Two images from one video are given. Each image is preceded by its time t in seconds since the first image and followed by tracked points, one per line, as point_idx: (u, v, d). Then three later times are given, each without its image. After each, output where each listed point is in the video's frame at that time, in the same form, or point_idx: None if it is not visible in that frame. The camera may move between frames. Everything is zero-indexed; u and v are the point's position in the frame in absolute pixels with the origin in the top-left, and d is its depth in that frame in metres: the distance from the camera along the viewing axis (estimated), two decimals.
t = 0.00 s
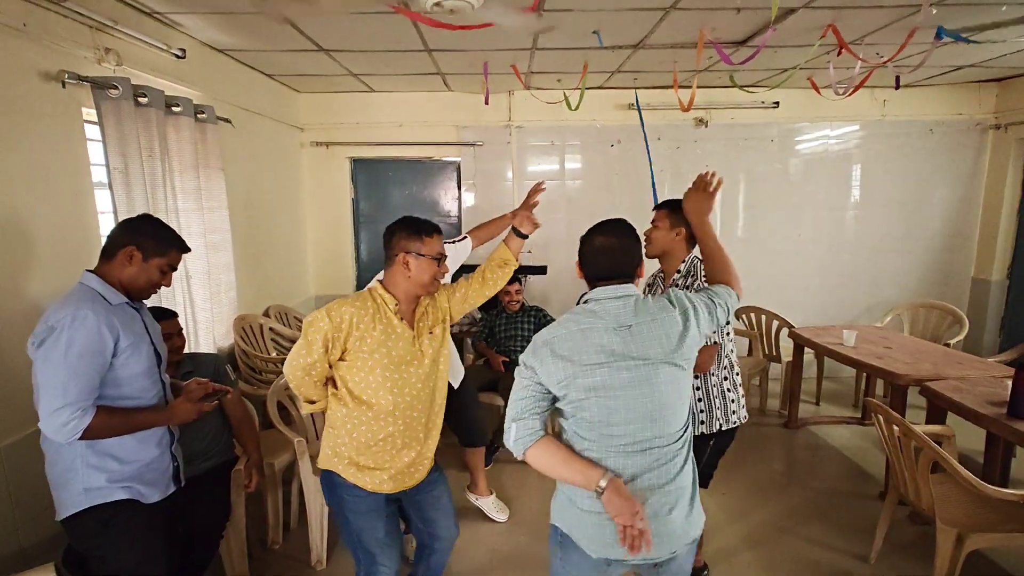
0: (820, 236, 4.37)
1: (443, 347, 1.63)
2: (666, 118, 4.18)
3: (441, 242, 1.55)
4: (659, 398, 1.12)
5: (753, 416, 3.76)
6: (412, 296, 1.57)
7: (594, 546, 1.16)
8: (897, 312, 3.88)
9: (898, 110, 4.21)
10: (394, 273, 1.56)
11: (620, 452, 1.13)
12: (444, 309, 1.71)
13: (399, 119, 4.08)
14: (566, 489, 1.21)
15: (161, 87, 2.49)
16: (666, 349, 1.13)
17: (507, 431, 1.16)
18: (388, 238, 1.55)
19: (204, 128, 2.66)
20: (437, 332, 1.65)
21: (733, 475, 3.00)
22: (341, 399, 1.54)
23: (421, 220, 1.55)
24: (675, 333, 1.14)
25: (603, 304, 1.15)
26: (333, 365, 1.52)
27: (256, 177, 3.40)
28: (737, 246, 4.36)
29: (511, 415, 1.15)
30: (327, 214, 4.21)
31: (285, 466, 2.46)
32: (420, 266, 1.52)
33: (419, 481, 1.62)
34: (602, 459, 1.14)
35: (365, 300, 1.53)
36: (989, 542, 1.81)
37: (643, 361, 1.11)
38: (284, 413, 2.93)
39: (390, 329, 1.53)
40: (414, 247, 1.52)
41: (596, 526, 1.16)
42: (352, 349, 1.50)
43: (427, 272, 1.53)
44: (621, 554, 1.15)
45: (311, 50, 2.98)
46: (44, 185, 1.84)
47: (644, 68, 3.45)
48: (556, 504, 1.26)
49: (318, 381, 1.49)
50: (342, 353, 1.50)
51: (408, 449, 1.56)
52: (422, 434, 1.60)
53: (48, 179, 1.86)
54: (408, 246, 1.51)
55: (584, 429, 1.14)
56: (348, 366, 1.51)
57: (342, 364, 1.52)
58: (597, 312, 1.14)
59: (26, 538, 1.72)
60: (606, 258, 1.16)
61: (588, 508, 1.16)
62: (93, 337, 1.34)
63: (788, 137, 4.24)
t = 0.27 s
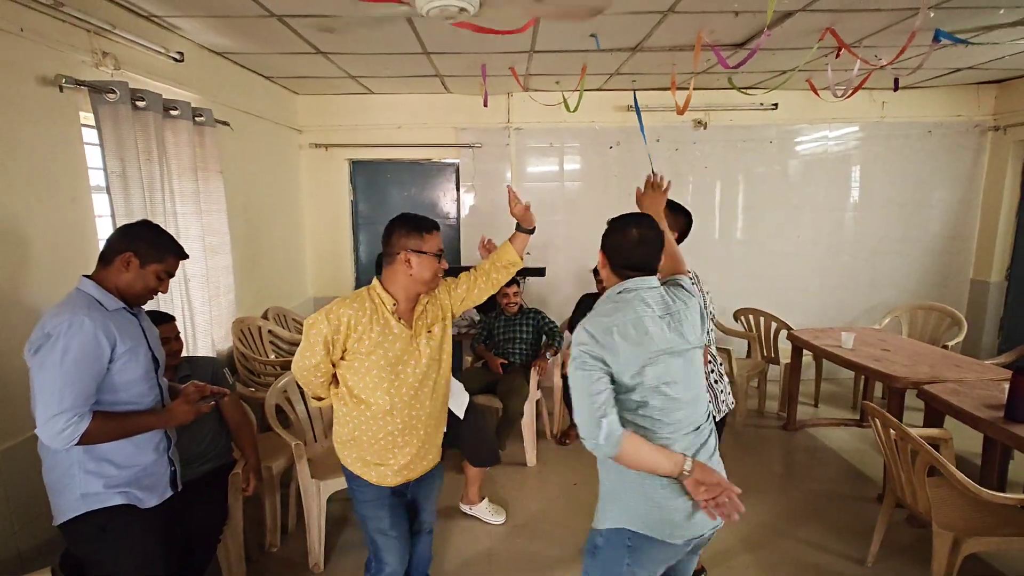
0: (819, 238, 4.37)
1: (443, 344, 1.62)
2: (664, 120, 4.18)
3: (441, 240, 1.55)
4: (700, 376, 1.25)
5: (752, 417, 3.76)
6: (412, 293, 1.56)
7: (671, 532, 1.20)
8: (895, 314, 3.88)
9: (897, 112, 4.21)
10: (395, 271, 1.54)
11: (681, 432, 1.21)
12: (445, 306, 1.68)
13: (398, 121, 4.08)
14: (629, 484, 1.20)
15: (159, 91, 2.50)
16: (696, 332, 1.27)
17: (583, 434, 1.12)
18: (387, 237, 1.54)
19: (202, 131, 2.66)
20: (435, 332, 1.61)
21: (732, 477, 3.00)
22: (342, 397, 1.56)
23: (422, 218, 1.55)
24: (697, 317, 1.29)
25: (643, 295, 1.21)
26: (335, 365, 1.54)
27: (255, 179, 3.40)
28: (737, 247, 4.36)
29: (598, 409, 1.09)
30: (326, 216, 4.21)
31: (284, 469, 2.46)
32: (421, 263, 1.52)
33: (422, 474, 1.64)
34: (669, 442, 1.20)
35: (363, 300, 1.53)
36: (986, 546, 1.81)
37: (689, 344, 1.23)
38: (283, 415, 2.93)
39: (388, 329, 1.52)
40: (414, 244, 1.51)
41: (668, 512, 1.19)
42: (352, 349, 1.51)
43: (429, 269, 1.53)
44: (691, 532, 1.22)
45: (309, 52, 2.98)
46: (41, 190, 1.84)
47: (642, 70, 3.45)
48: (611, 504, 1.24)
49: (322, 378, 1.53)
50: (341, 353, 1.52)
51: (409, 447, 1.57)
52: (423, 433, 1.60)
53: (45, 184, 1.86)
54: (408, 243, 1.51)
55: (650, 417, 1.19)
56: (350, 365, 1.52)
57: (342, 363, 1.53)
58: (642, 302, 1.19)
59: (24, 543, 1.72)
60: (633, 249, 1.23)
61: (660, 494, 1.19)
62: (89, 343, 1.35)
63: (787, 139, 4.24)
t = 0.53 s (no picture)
0: (818, 238, 4.37)
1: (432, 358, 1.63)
2: (663, 121, 4.19)
3: (432, 254, 1.55)
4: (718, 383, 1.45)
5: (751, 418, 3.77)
6: (403, 309, 1.56)
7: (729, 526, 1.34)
8: (894, 315, 3.88)
9: (896, 112, 4.21)
10: (386, 287, 1.55)
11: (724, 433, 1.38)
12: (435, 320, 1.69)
13: (397, 122, 4.09)
14: (688, 482, 1.30)
15: (158, 94, 2.50)
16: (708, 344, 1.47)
17: (694, 446, 1.21)
18: (378, 252, 1.54)
19: (201, 134, 2.67)
20: (427, 346, 1.63)
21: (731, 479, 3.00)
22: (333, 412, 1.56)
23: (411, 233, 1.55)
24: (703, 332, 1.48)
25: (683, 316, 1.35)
26: (326, 382, 1.54)
27: (254, 181, 3.41)
28: (736, 248, 4.36)
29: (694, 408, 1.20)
30: (325, 217, 4.22)
31: (282, 470, 2.47)
32: (412, 280, 1.52)
33: (411, 483, 1.65)
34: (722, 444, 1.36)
35: (355, 318, 1.54)
36: (982, 548, 1.81)
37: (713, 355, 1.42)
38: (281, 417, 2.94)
39: (380, 346, 1.53)
40: (405, 261, 1.51)
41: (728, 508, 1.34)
42: (344, 366, 1.52)
43: (420, 286, 1.54)
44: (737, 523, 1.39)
45: (307, 55, 2.98)
46: (39, 195, 1.85)
47: (640, 71, 3.45)
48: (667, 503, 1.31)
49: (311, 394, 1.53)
50: (333, 371, 1.52)
51: (400, 460, 1.58)
52: (413, 446, 1.62)
53: (44, 188, 1.87)
54: (399, 260, 1.51)
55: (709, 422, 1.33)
56: (343, 382, 1.52)
57: (334, 380, 1.53)
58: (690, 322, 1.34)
59: (23, 544, 1.73)
60: (664, 261, 1.36)
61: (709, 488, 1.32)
62: (86, 347, 1.36)
63: (787, 140, 4.24)
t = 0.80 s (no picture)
0: (819, 238, 4.34)
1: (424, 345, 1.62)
2: (664, 121, 4.17)
3: (420, 241, 1.56)
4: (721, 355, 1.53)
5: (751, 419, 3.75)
6: (393, 294, 1.56)
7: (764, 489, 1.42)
8: (896, 315, 3.85)
9: (898, 111, 4.18)
10: (374, 275, 1.55)
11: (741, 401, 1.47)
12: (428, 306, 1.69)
13: (396, 123, 4.09)
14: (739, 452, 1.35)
15: (155, 96, 2.51)
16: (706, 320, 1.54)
17: (762, 418, 1.24)
18: (367, 241, 1.55)
19: (199, 135, 2.68)
20: (420, 332, 1.63)
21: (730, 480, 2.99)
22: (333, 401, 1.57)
23: (399, 222, 1.55)
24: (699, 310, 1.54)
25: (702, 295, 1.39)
26: (322, 371, 1.54)
27: (254, 182, 3.42)
28: (737, 248, 4.34)
29: (751, 379, 1.21)
30: (325, 218, 4.23)
31: (278, 471, 2.48)
32: (400, 267, 1.52)
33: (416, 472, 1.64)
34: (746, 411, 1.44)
35: (344, 306, 1.53)
36: (980, 551, 1.79)
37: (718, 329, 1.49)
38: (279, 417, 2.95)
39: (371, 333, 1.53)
40: (393, 247, 1.52)
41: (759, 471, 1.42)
42: (337, 356, 1.51)
43: (408, 273, 1.53)
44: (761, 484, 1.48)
45: (305, 56, 2.99)
46: (35, 197, 1.86)
47: (639, 71, 3.44)
48: (712, 474, 1.34)
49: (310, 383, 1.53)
50: (327, 360, 1.52)
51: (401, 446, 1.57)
52: (415, 433, 1.61)
53: (40, 191, 1.88)
54: (388, 247, 1.51)
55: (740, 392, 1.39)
56: (341, 370, 1.52)
57: (329, 369, 1.53)
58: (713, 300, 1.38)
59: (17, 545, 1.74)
60: (680, 238, 1.39)
61: (744, 453, 1.38)
62: (76, 349, 1.36)
63: (788, 139, 4.21)
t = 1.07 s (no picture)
0: (823, 238, 4.29)
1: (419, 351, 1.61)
2: (664, 120, 4.14)
3: (408, 244, 1.54)
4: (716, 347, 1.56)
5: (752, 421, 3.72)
6: (385, 298, 1.55)
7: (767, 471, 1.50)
8: (900, 316, 3.80)
9: (903, 110, 4.13)
10: (364, 279, 1.54)
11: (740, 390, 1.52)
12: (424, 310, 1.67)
13: (396, 123, 4.09)
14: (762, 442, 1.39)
15: (152, 96, 2.53)
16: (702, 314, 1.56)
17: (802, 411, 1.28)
18: (356, 244, 1.54)
19: (196, 135, 2.69)
20: (414, 336, 1.62)
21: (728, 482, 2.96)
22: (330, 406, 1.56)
23: (388, 224, 1.54)
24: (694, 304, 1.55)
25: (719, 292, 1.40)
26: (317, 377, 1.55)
27: (253, 182, 3.43)
28: (739, 248, 4.31)
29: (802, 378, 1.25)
30: (325, 218, 4.24)
31: (273, 470, 2.48)
32: (388, 270, 1.51)
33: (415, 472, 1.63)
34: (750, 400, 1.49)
35: (339, 312, 1.53)
36: (977, 556, 1.76)
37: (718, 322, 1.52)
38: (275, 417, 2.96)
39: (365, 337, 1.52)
40: (381, 251, 1.51)
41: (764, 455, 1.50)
42: (332, 362, 1.52)
43: (396, 276, 1.52)
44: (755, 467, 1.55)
45: (302, 56, 2.99)
46: (28, 197, 1.87)
47: (638, 70, 3.42)
48: (742, 468, 1.37)
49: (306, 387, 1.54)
50: (322, 366, 1.53)
51: (399, 450, 1.56)
52: (414, 435, 1.60)
53: (33, 191, 1.89)
54: (376, 250, 1.50)
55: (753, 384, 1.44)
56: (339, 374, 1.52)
57: (326, 373, 1.54)
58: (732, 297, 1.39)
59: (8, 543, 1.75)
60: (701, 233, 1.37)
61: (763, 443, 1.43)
62: (63, 347, 1.37)
63: (791, 138, 4.17)
